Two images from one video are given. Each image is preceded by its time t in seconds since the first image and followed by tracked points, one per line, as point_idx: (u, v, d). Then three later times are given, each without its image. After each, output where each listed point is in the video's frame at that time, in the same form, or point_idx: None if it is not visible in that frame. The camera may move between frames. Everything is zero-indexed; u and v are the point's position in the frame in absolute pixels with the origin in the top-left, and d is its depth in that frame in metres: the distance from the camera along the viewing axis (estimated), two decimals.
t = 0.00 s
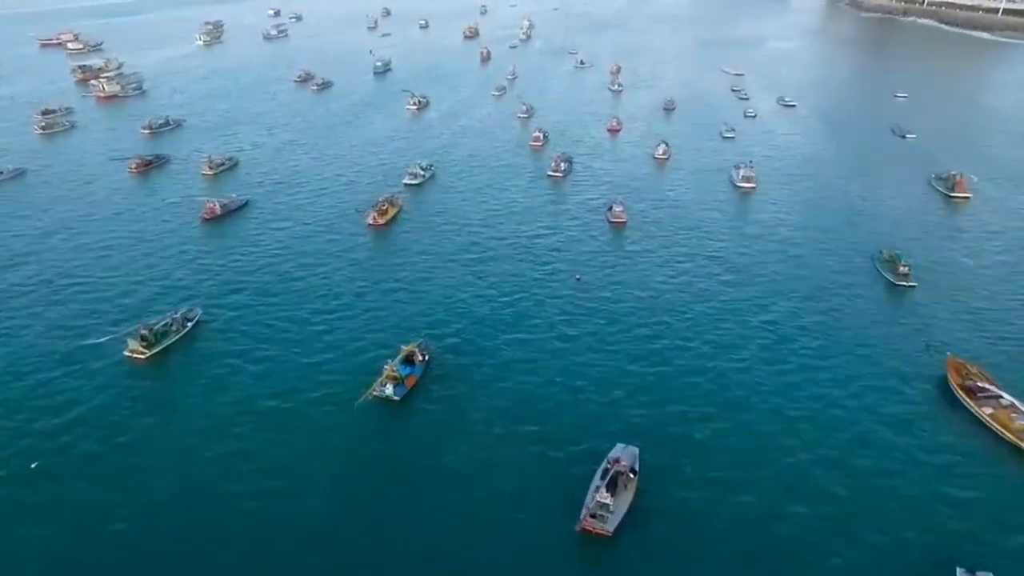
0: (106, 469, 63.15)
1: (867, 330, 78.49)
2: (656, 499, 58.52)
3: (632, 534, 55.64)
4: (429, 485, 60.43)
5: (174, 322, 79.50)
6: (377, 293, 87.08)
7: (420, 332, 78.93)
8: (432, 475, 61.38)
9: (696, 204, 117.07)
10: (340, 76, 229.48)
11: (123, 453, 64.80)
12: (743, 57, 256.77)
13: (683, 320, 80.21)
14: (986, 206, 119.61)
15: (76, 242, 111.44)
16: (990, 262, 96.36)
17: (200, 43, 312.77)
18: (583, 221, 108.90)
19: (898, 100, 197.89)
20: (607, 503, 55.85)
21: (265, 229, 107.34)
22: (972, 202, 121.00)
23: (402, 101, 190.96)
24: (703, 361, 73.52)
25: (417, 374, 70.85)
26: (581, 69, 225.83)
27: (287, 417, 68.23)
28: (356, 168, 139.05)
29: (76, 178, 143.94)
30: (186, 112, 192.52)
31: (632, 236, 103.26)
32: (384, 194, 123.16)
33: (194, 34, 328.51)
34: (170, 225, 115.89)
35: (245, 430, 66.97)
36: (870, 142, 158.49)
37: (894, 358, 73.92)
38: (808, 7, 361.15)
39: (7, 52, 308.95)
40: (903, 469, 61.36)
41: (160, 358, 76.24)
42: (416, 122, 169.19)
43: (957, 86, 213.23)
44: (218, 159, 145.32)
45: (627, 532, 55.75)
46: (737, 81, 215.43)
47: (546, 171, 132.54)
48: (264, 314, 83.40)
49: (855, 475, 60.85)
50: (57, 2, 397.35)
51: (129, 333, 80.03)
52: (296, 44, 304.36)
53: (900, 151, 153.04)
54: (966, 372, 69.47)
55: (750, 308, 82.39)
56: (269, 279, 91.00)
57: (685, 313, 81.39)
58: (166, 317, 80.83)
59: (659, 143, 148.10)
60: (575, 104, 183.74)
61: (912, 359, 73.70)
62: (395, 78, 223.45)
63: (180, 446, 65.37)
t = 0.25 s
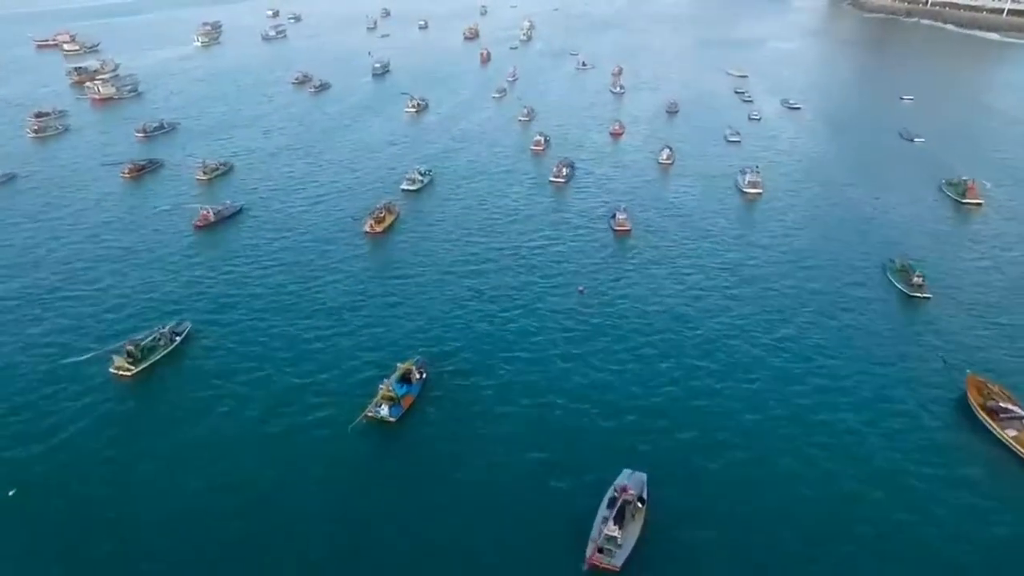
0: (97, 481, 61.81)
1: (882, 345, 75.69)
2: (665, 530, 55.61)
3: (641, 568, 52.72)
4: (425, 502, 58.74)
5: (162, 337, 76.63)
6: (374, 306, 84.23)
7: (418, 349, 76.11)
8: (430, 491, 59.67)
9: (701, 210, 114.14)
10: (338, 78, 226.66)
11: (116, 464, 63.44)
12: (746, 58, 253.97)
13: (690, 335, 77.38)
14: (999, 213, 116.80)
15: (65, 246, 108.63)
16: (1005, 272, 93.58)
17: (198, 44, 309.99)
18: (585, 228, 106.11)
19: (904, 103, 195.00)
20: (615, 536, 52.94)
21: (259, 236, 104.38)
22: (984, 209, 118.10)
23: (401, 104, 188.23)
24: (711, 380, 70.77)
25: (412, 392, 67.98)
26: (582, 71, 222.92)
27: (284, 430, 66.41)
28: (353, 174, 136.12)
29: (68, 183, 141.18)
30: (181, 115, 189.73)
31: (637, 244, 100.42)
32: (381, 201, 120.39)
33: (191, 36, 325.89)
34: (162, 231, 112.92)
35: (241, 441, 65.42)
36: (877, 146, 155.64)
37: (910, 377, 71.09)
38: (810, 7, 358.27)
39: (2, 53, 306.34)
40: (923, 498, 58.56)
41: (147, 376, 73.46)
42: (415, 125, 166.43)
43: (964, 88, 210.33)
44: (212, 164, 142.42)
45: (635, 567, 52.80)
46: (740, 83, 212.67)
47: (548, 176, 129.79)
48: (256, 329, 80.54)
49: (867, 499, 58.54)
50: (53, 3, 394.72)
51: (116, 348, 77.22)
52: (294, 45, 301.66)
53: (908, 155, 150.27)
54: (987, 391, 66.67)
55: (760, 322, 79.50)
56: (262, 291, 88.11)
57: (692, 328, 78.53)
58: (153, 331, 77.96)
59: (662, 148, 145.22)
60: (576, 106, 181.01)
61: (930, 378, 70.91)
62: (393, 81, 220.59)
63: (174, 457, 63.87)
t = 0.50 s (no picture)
0: (81, 500, 59.64)
1: (901, 364, 72.45)
2: (676, 570, 52.28)
3: None
4: (421, 524, 56.52)
5: (148, 354, 73.32)
6: (370, 323, 80.94)
7: (417, 369, 72.92)
8: (426, 512, 57.44)
9: (709, 218, 110.76)
10: (336, 80, 223.34)
11: (103, 481, 61.32)
12: (750, 60, 250.50)
13: (700, 354, 74.21)
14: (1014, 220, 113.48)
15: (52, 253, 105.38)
16: None
17: (195, 45, 306.63)
18: (590, 237, 102.86)
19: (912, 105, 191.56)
20: None
21: (252, 245, 101.05)
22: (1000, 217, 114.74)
23: (400, 106, 184.93)
24: (724, 403, 67.64)
25: (410, 417, 64.87)
26: (584, 73, 219.56)
27: (276, 449, 64.00)
28: (351, 179, 132.75)
29: (59, 189, 137.97)
30: (177, 118, 186.42)
31: (643, 254, 97.24)
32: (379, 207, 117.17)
33: (189, 36, 322.58)
34: (153, 236, 109.49)
35: (231, 464, 62.71)
36: (886, 150, 152.29)
37: (932, 400, 67.87)
38: (813, 7, 354.76)
39: None
40: (949, 535, 55.27)
41: (132, 398, 70.12)
42: (414, 129, 163.10)
43: (972, 89, 206.89)
44: (207, 169, 139.08)
45: None
46: (745, 85, 209.29)
47: (550, 181, 126.53)
48: (248, 346, 77.33)
49: (887, 528, 55.80)
50: (52, 3, 391.50)
51: (99, 366, 73.94)
52: (292, 46, 298.37)
53: (919, 160, 146.97)
54: (1013, 415, 63.46)
55: (773, 340, 76.27)
56: (254, 305, 84.85)
57: (702, 346, 75.35)
58: (139, 347, 74.71)
59: (667, 153, 141.84)
60: (578, 109, 177.74)
61: (953, 401, 67.67)
62: (393, 83, 217.24)
63: (162, 475, 61.68)
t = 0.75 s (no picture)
0: (66, 527, 56.95)
1: (917, 383, 69.73)
2: None
3: None
4: (409, 549, 54.27)
5: (136, 371, 70.59)
6: (367, 337, 78.21)
7: (415, 388, 70.24)
8: (415, 537, 55.13)
9: (716, 225, 107.88)
10: (335, 82, 220.48)
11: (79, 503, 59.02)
12: (754, 61, 247.51)
13: (709, 372, 71.56)
14: None
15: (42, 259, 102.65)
16: None
17: (194, 46, 303.75)
18: (594, 244, 100.11)
19: (919, 106, 188.61)
20: None
21: (246, 253, 98.21)
22: (1014, 223, 111.84)
23: (399, 109, 182.09)
24: (735, 425, 65.01)
25: (407, 440, 62.27)
26: (586, 74, 216.72)
27: (269, 472, 61.52)
28: (348, 183, 129.86)
29: (51, 193, 135.26)
30: (173, 121, 183.64)
31: (648, 263, 94.47)
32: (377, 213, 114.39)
33: (188, 37, 319.77)
34: (145, 240, 106.50)
35: (224, 489, 59.98)
36: (895, 154, 149.39)
37: (952, 421, 65.18)
38: (816, 7, 351.59)
39: None
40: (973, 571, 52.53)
41: (119, 417, 67.35)
42: (414, 131, 160.26)
43: (979, 91, 203.90)
44: (201, 174, 136.23)
45: None
46: (749, 87, 206.45)
47: (553, 186, 123.73)
48: (240, 362, 74.64)
49: (909, 562, 53.05)
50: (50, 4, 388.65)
51: (85, 383, 71.19)
52: (291, 47, 295.52)
53: (928, 163, 144.07)
54: None
55: (785, 356, 73.52)
56: (248, 318, 82.10)
57: (711, 363, 72.70)
58: (126, 363, 72.02)
59: (671, 157, 138.92)
60: (580, 112, 174.91)
61: (973, 423, 64.96)
62: (392, 85, 214.29)
63: (142, 497, 59.41)
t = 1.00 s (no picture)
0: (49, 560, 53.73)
1: (940, 405, 66.58)
2: None
3: None
4: None
5: (121, 390, 67.33)
6: (365, 353, 74.99)
7: (414, 408, 67.09)
8: (398, 574, 51.89)
9: (724, 232, 104.61)
10: (334, 84, 217.13)
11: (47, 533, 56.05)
12: (759, 63, 244.11)
13: (722, 392, 68.42)
14: None
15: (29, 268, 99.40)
16: None
17: (192, 48, 300.31)
18: (599, 253, 96.91)
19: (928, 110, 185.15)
20: None
21: (240, 262, 94.86)
22: None
23: (398, 112, 178.80)
24: (746, 450, 61.98)
25: (405, 466, 59.17)
26: (589, 77, 213.43)
27: (264, 499, 58.27)
28: (347, 188, 126.58)
29: (42, 198, 132.02)
30: (169, 124, 180.31)
31: (655, 273, 91.24)
32: (375, 219, 111.12)
33: (186, 38, 316.42)
34: (136, 246, 103.15)
35: (217, 518, 56.74)
36: (904, 158, 146.15)
37: (978, 448, 62.06)
38: (820, 8, 348.07)
39: None
40: None
41: (105, 441, 64.06)
42: (414, 135, 157.07)
43: (988, 93, 200.52)
44: (196, 179, 132.91)
45: None
46: (755, 90, 203.13)
47: (556, 191, 120.44)
48: (231, 379, 71.39)
49: None
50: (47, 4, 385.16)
51: (69, 404, 67.95)
52: (289, 49, 292.22)
53: (940, 168, 140.78)
54: None
55: (800, 376, 70.30)
56: (240, 332, 78.72)
57: (723, 382, 69.59)
58: (111, 383, 68.70)
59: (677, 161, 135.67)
60: (583, 115, 171.63)
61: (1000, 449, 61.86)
62: (392, 87, 210.95)
63: (130, 527, 56.21)
